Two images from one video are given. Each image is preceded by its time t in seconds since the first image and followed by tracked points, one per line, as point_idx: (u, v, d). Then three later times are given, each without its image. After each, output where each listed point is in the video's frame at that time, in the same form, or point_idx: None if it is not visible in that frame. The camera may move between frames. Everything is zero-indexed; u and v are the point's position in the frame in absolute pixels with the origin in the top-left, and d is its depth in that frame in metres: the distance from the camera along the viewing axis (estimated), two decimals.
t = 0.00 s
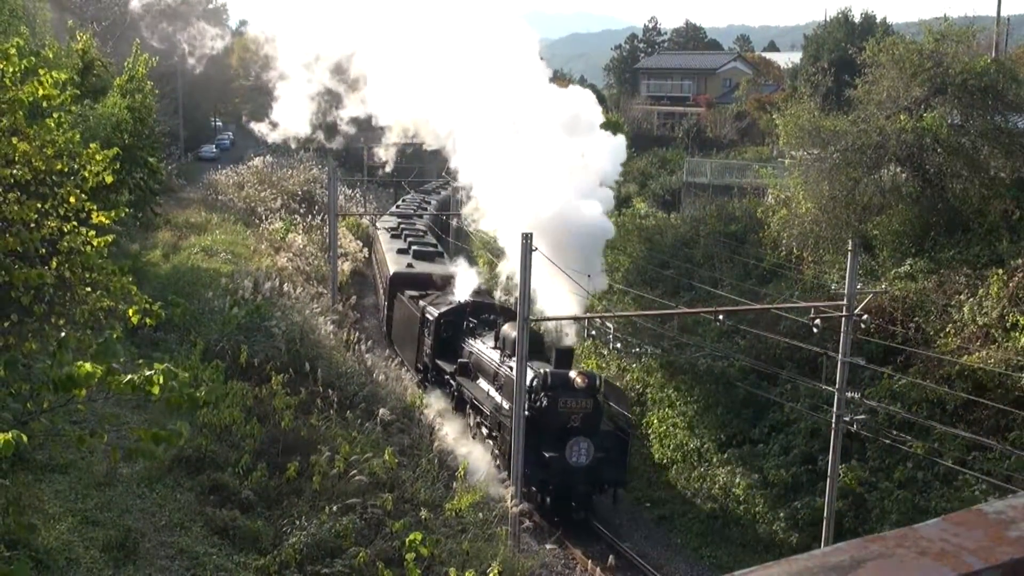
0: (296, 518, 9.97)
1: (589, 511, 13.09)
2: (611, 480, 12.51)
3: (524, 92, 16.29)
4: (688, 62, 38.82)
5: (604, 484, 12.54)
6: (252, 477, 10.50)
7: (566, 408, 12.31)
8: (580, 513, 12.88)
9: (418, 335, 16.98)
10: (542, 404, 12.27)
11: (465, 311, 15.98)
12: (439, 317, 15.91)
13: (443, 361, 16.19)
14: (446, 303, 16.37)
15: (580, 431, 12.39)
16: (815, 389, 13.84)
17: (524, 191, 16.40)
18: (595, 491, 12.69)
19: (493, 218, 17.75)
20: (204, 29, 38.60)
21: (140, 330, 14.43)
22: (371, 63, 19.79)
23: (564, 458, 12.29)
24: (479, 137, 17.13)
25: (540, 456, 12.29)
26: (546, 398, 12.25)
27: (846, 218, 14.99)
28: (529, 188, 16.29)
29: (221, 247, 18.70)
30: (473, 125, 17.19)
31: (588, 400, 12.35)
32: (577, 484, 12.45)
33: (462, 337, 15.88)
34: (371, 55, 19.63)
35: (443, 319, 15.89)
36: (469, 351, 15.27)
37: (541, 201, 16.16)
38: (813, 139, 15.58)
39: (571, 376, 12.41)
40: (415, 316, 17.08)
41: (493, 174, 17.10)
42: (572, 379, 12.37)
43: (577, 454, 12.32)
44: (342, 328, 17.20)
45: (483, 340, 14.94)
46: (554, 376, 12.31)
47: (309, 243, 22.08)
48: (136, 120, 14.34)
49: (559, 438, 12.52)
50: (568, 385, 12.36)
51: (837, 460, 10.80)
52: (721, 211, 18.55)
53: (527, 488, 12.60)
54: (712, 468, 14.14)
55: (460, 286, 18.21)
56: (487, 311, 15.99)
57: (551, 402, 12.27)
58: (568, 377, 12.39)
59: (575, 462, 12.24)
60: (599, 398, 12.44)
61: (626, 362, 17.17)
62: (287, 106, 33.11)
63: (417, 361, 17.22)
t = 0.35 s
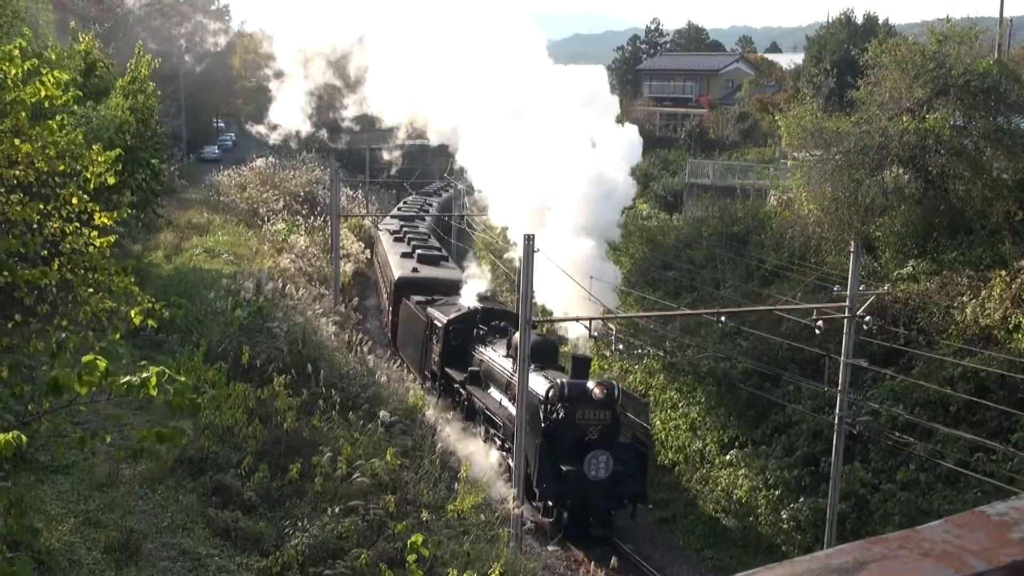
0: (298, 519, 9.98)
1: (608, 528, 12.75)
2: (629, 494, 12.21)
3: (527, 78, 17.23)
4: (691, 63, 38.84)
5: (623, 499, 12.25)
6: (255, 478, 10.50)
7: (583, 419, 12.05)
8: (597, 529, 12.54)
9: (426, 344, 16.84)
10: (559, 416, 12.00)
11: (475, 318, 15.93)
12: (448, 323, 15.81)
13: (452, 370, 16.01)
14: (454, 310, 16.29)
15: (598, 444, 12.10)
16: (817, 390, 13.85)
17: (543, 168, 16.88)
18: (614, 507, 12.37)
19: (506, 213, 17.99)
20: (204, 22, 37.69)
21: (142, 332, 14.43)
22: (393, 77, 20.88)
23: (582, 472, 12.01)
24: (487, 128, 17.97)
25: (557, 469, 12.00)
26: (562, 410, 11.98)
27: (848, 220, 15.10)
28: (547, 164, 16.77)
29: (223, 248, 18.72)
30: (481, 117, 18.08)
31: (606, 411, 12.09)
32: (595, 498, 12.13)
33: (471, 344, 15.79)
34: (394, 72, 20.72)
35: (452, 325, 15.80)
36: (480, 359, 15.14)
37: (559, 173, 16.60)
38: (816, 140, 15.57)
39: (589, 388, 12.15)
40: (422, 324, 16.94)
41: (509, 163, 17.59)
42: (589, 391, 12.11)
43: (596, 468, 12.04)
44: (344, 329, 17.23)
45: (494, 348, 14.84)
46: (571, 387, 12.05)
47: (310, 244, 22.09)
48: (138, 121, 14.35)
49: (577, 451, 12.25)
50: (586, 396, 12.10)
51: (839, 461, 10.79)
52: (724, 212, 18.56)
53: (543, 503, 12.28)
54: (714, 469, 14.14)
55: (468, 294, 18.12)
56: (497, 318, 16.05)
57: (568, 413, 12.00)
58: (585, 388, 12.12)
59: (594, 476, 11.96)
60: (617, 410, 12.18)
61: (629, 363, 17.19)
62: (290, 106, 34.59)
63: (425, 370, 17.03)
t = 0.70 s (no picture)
0: (301, 522, 9.99)
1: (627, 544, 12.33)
2: (649, 510, 11.82)
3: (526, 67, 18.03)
4: (693, 66, 38.93)
5: (642, 514, 11.85)
6: (257, 479, 10.49)
7: (601, 432, 11.60)
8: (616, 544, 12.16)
9: (434, 351, 16.46)
10: (575, 429, 11.55)
11: (485, 326, 15.52)
12: (458, 331, 15.43)
13: (462, 379, 15.63)
14: (464, 318, 15.87)
15: (616, 457, 11.69)
16: (818, 393, 13.84)
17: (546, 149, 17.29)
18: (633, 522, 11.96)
19: (512, 203, 18.18)
20: (208, 24, 38.27)
21: (145, 334, 14.47)
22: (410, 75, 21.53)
23: (600, 487, 11.62)
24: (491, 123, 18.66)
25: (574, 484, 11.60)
26: (579, 423, 11.53)
27: (851, 223, 15.11)
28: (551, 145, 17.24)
29: (226, 251, 18.77)
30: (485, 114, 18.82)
31: (624, 423, 11.67)
32: (614, 514, 11.73)
33: (482, 353, 15.42)
34: (413, 75, 21.40)
35: (462, 334, 15.40)
36: (489, 369, 14.78)
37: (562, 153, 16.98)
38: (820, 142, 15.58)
39: (606, 399, 11.70)
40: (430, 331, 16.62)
41: (514, 151, 18.00)
42: (607, 403, 11.68)
43: (614, 482, 11.64)
44: (347, 331, 17.25)
45: (505, 357, 14.47)
46: (588, 399, 11.61)
47: (313, 246, 22.12)
48: (142, 124, 14.41)
49: (594, 464, 11.81)
50: (603, 408, 11.66)
51: (842, 464, 10.78)
52: (728, 215, 18.58)
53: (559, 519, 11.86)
54: (717, 472, 14.13)
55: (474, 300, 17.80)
56: (508, 326, 15.60)
57: (585, 426, 11.55)
58: (602, 400, 11.68)
59: (611, 490, 11.56)
60: (635, 421, 11.76)
61: (631, 366, 17.21)
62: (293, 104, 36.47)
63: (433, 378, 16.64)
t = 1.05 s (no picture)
0: (307, 521, 10.00)
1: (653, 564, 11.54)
2: (676, 527, 11.06)
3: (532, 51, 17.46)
4: (700, 66, 38.92)
5: (669, 531, 11.08)
6: (263, 480, 10.49)
7: (626, 443, 10.90)
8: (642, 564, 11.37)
9: (447, 358, 15.93)
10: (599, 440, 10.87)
11: (501, 331, 14.99)
12: (473, 337, 14.88)
13: (477, 386, 15.07)
14: (478, 323, 15.35)
15: (642, 470, 10.97)
16: (824, 393, 13.82)
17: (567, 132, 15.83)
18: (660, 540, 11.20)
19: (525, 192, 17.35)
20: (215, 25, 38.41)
21: (152, 334, 14.51)
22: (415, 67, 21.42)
23: (625, 500, 10.87)
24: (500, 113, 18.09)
25: (596, 497, 10.89)
26: (602, 433, 10.85)
27: (857, 223, 15.08)
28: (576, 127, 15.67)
29: (232, 250, 18.81)
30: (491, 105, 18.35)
31: (650, 435, 10.97)
32: (640, 531, 10.97)
33: (497, 359, 14.86)
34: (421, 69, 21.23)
35: (477, 339, 14.85)
36: (504, 375, 14.26)
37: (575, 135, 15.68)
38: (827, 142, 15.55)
39: (632, 410, 11.01)
40: (443, 337, 16.11)
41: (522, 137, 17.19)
42: (633, 414, 10.96)
43: (641, 496, 10.90)
44: (353, 331, 17.26)
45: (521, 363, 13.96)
46: (613, 409, 10.92)
47: (319, 246, 22.14)
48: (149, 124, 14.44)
49: (619, 478, 11.08)
50: (628, 419, 10.97)
51: (848, 464, 10.75)
52: (735, 214, 18.55)
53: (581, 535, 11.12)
54: (722, 472, 14.13)
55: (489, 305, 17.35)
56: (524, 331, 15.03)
57: (609, 437, 10.87)
58: (628, 410, 10.99)
59: (636, 505, 10.82)
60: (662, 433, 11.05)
61: (637, 366, 17.19)
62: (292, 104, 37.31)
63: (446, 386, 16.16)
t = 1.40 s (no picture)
0: (309, 521, 10.00)
1: None
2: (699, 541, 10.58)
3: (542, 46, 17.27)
4: (702, 67, 38.92)
5: (692, 545, 10.59)
6: (265, 479, 10.50)
7: (646, 456, 10.40)
8: None
9: (455, 365, 15.58)
10: (618, 452, 10.37)
11: (512, 337, 14.63)
12: (483, 343, 14.53)
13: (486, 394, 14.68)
14: (488, 329, 15.02)
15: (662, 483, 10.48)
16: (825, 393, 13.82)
17: (571, 113, 15.55)
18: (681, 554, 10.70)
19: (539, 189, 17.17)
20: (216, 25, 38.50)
21: (153, 333, 14.54)
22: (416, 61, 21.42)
23: (645, 515, 10.37)
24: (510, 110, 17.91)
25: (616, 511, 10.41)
26: (622, 445, 10.35)
27: (859, 223, 15.08)
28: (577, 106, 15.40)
29: (234, 250, 18.82)
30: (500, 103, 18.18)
31: (672, 446, 10.47)
32: (661, 546, 10.47)
33: (508, 366, 14.51)
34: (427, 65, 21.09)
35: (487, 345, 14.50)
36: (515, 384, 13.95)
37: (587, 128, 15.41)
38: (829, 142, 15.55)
39: (652, 420, 10.50)
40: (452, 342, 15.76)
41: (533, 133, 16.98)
42: (653, 424, 10.45)
43: (661, 510, 10.41)
44: (355, 331, 17.26)
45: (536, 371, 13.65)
46: (632, 420, 10.41)
47: (320, 246, 22.13)
48: (150, 124, 14.48)
49: (639, 492, 10.57)
50: (648, 430, 10.45)
51: (851, 463, 10.74)
52: (736, 215, 18.55)
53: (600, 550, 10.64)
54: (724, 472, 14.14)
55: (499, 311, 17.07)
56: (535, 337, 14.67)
57: (629, 450, 10.36)
58: (648, 421, 10.47)
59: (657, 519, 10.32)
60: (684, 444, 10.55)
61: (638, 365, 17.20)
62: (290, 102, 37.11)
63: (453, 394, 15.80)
